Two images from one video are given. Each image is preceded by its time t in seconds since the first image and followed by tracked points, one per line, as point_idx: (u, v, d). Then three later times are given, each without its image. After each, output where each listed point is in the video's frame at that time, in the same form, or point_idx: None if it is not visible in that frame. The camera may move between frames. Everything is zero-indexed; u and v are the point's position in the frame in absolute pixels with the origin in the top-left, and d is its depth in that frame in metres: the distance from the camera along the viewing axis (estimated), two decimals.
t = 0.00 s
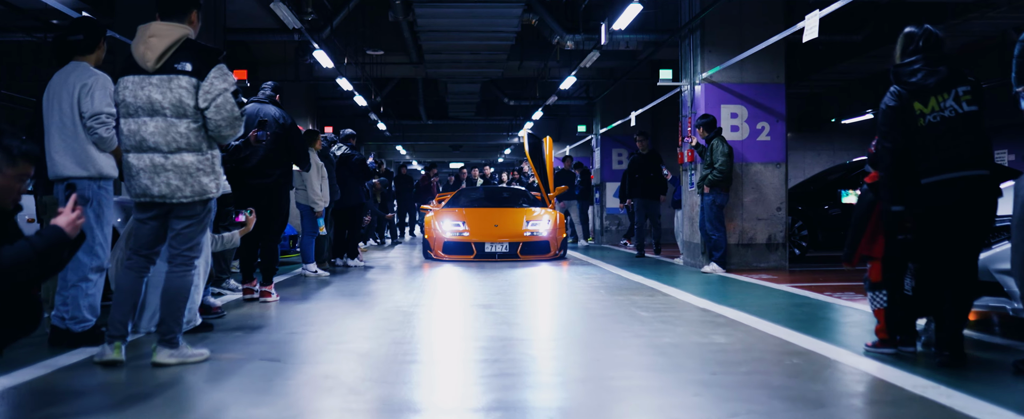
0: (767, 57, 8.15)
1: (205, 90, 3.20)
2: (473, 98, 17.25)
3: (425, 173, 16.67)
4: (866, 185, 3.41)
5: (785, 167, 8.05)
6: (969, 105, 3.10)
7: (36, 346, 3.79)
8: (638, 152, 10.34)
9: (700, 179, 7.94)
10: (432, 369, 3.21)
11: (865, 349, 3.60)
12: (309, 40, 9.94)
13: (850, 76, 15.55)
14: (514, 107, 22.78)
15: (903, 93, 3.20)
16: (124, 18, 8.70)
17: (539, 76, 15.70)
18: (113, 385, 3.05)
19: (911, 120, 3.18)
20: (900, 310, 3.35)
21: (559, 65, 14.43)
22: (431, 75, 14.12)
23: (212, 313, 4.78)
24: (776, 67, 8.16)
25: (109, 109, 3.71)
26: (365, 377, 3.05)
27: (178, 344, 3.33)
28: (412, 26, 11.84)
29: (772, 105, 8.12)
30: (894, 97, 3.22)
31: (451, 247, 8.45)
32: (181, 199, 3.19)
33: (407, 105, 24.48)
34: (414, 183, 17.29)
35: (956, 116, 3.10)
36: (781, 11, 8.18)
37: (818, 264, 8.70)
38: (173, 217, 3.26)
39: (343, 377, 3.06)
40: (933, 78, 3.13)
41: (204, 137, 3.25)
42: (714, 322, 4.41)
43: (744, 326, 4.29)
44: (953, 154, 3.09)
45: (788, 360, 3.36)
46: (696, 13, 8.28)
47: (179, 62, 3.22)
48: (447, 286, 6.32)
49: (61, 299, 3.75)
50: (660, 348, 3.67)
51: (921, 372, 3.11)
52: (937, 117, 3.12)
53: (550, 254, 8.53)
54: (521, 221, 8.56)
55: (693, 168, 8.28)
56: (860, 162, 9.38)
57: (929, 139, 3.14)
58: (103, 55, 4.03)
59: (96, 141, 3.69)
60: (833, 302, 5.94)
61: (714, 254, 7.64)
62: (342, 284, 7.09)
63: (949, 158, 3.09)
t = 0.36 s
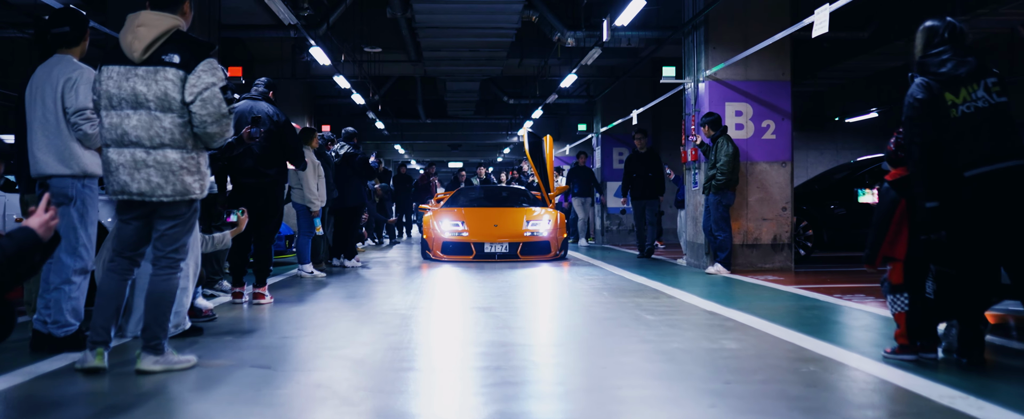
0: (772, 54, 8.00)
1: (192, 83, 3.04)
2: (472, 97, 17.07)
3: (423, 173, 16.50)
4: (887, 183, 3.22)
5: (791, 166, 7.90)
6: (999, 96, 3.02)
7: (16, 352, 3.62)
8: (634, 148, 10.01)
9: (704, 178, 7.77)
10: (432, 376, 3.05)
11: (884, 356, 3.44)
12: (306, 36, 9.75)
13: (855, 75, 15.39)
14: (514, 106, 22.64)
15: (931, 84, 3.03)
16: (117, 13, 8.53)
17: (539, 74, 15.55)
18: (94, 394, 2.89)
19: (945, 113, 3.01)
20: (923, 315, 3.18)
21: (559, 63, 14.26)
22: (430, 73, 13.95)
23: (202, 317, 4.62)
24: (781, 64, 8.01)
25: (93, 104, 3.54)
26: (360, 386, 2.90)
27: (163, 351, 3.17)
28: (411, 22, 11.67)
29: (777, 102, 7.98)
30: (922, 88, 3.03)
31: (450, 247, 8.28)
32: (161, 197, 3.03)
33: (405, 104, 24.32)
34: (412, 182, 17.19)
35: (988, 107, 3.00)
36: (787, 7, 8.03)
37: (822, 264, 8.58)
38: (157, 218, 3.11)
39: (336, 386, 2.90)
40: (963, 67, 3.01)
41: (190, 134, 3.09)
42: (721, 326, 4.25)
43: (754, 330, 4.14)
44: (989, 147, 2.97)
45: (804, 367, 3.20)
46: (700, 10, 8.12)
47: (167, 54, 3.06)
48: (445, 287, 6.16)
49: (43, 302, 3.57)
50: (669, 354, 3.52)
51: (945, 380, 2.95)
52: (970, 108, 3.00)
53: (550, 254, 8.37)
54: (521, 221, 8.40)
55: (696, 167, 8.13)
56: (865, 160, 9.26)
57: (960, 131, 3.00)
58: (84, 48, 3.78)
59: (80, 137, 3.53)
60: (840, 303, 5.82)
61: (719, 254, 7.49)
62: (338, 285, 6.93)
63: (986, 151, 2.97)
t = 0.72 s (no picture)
0: (779, 52, 7.85)
1: (183, 77, 2.87)
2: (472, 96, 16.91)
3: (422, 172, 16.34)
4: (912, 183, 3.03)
5: (798, 166, 7.75)
6: None
7: None
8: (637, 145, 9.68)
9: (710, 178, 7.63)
10: (432, 386, 2.90)
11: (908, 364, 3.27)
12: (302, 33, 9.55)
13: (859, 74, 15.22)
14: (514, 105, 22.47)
15: (991, 75, 2.87)
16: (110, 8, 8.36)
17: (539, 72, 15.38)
18: (74, 406, 2.72)
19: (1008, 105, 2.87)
20: (947, 320, 3.03)
21: (560, 61, 14.10)
22: (429, 71, 13.78)
23: (194, 321, 4.46)
24: (788, 62, 7.86)
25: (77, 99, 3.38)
26: (355, 397, 2.74)
27: (149, 359, 3.00)
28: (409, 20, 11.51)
29: (784, 100, 7.82)
30: (984, 78, 2.86)
31: (449, 248, 8.11)
32: (143, 196, 2.86)
33: (404, 103, 24.17)
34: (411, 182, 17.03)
35: None
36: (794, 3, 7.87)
37: (830, 265, 8.42)
38: (141, 218, 2.94)
39: (331, 397, 2.74)
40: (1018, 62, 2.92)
41: (178, 132, 2.92)
42: (732, 332, 4.09)
43: (767, 336, 3.98)
44: None
45: (823, 376, 3.04)
46: (705, 6, 7.96)
47: (158, 46, 2.89)
48: (444, 289, 5.99)
49: (24, 307, 3.39)
50: (680, 361, 3.36)
51: (973, 390, 2.79)
52: None
53: (551, 255, 8.21)
54: (522, 221, 8.24)
55: (701, 167, 7.98)
56: (872, 160, 9.16)
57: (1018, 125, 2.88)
58: (67, 42, 3.61)
59: (63, 133, 3.37)
60: (846, 305, 5.67)
61: (724, 256, 7.34)
62: (335, 287, 6.76)
63: None
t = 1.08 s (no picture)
0: (785, 49, 7.70)
1: (173, 72, 2.71)
2: (471, 95, 16.77)
3: (421, 172, 16.20)
4: (941, 183, 2.90)
5: (805, 165, 7.60)
6: None
7: None
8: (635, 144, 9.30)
9: (716, 178, 7.49)
10: (431, 398, 2.74)
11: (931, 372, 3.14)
12: (300, 30, 9.32)
13: (863, 73, 15.08)
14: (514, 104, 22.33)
15: None
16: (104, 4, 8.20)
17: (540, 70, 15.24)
18: None
19: None
20: (976, 328, 2.88)
21: (561, 59, 13.95)
22: (428, 69, 13.62)
23: (186, 326, 4.31)
24: (795, 59, 7.71)
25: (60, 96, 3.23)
26: (350, 411, 2.58)
27: (133, 369, 2.83)
28: (409, 17, 11.35)
29: (791, 99, 7.67)
30: None
31: (448, 249, 7.95)
32: (130, 198, 2.70)
33: (403, 102, 24.04)
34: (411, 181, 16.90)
35: None
36: None
37: (838, 266, 8.26)
38: (126, 220, 2.77)
39: (325, 410, 2.58)
40: None
41: (167, 129, 2.76)
42: (744, 338, 3.94)
43: (782, 342, 3.82)
44: None
45: (845, 388, 2.89)
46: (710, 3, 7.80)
47: (147, 39, 2.72)
48: (445, 291, 5.84)
49: (3, 313, 3.23)
50: (693, 370, 3.20)
51: (1007, 402, 2.63)
52: None
53: (553, 256, 8.06)
54: (523, 222, 8.08)
55: (706, 166, 7.83)
56: (878, 159, 9.03)
57: None
58: (50, 36, 3.44)
59: (44, 131, 3.22)
60: (853, 307, 5.50)
61: (730, 257, 7.19)
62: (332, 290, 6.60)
63: None
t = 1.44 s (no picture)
0: (792, 46, 7.55)
1: (152, 64, 2.54)
2: (471, 93, 16.61)
3: (421, 172, 16.03)
4: (971, 181, 2.76)
5: (811, 164, 7.46)
6: None
7: None
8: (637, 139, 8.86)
9: (721, 177, 7.34)
10: (429, 408, 2.59)
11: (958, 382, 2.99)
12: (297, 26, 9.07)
13: (868, 72, 14.95)
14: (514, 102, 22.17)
15: None
16: None
17: (541, 68, 15.10)
18: None
19: None
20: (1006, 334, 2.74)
21: (563, 57, 13.78)
22: (427, 68, 13.45)
23: (177, 330, 4.16)
24: (801, 56, 7.56)
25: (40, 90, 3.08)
26: None
27: (115, 377, 2.67)
28: (407, 14, 11.19)
29: (796, 96, 7.52)
30: None
31: (448, 249, 7.79)
32: (111, 197, 2.54)
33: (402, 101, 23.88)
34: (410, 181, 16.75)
35: None
36: None
37: (843, 268, 8.12)
38: (106, 220, 2.62)
39: None
40: None
41: (147, 123, 2.60)
42: (757, 343, 3.79)
43: (796, 348, 3.68)
44: None
45: (868, 398, 2.74)
46: None
47: (121, 28, 2.55)
48: (444, 294, 5.69)
49: None
50: (707, 378, 3.05)
51: None
52: None
53: (555, 258, 7.90)
54: (525, 222, 7.93)
55: (710, 165, 7.69)
56: (884, 159, 8.89)
57: None
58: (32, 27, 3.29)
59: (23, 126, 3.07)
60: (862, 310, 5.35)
61: (735, 258, 7.06)
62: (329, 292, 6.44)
63: None
